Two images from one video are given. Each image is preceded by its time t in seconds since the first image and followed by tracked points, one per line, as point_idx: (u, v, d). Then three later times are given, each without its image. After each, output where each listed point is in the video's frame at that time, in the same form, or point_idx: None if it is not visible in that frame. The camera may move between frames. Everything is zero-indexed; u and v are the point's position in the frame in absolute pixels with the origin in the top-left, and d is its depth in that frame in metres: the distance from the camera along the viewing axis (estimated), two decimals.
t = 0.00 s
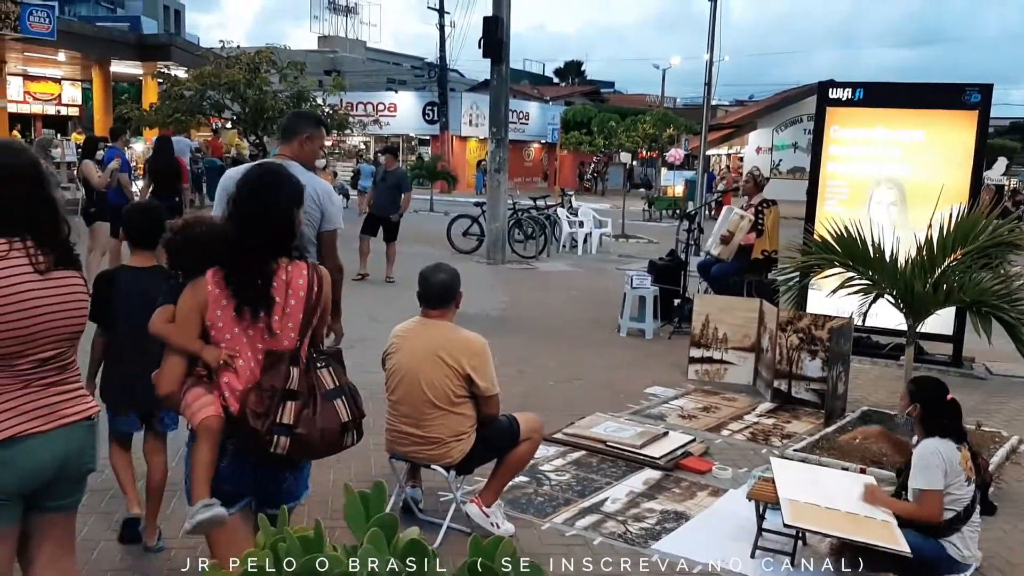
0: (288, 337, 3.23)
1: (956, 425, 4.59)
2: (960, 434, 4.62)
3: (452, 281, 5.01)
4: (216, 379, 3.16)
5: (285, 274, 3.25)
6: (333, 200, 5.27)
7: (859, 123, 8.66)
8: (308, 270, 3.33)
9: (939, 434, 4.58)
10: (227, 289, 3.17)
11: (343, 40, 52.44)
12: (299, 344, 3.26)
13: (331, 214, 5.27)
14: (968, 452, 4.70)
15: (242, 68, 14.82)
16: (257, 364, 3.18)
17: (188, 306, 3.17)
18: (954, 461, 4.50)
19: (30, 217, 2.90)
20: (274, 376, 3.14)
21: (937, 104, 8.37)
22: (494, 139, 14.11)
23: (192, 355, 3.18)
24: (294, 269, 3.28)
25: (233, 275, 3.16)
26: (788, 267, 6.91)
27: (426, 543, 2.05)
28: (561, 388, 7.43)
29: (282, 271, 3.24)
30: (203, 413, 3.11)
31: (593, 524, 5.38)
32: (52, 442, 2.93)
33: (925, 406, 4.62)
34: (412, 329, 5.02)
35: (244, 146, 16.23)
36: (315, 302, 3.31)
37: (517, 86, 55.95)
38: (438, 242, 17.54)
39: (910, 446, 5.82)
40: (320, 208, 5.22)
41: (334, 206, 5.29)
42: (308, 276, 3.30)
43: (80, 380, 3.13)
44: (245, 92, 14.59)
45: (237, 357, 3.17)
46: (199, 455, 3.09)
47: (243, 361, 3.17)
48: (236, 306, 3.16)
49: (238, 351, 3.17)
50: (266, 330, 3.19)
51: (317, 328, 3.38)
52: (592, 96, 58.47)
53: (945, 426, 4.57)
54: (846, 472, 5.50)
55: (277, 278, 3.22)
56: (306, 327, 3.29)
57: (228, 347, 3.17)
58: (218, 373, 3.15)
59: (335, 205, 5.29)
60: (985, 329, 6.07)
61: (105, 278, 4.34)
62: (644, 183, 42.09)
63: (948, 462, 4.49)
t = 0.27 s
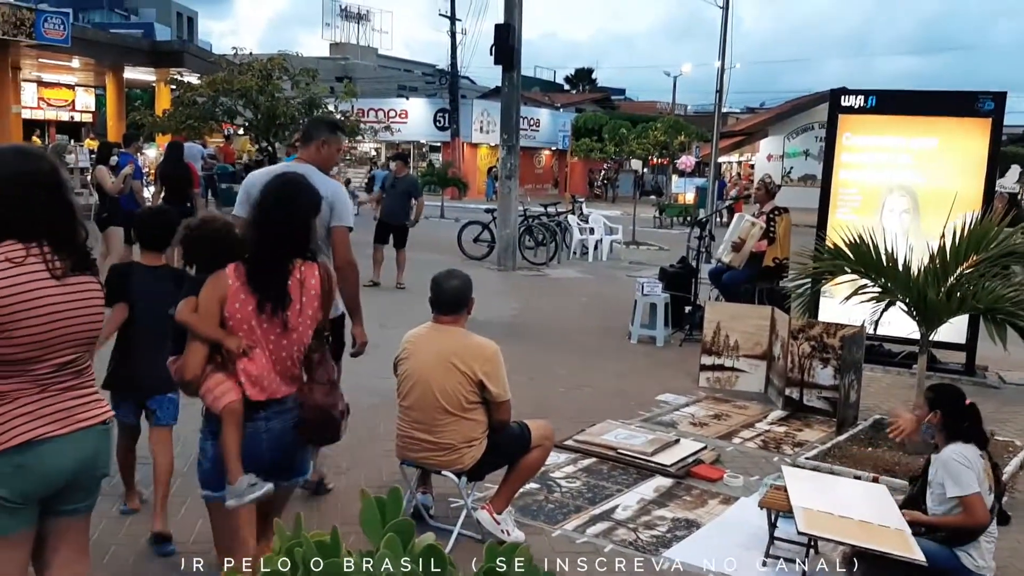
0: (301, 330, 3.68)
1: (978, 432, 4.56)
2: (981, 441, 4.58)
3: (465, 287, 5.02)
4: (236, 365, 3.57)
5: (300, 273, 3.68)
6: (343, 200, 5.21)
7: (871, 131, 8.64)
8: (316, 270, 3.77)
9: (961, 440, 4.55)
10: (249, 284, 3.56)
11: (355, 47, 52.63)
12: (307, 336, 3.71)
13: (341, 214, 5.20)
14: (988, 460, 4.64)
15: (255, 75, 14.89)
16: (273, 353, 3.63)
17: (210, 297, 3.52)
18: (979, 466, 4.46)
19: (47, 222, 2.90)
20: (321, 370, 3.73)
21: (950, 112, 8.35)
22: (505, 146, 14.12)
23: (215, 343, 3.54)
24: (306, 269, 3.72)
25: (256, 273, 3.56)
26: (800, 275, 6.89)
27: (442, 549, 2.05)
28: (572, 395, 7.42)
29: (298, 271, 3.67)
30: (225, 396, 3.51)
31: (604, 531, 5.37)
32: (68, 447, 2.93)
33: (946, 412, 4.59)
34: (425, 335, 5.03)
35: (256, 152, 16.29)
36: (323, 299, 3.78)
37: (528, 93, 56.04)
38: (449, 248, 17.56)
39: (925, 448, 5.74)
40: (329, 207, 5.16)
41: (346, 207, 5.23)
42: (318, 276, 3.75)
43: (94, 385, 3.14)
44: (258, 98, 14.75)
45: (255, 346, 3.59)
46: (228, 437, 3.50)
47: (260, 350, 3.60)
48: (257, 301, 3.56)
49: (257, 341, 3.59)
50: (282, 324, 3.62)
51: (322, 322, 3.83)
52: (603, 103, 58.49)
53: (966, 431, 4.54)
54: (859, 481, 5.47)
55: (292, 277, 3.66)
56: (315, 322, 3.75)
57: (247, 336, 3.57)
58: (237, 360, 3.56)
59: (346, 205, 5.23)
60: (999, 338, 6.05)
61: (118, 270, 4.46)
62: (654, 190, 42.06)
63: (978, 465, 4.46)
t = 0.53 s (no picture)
0: (309, 313, 3.84)
1: (1002, 439, 4.52)
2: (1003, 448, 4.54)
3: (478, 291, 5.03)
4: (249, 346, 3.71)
5: (308, 260, 3.83)
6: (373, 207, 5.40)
7: (884, 136, 8.62)
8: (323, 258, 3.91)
9: (982, 446, 4.50)
10: (261, 271, 3.68)
11: (368, 52, 52.84)
12: (315, 318, 3.88)
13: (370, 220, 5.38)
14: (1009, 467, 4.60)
15: (268, 81, 14.97)
16: (283, 335, 3.77)
17: (225, 282, 3.65)
18: (997, 472, 4.42)
19: (63, 228, 2.92)
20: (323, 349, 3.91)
21: (964, 116, 8.32)
22: (517, 151, 14.13)
23: (229, 324, 3.69)
24: (314, 256, 3.87)
25: (267, 260, 3.68)
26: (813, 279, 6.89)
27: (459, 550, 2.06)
28: (584, 400, 7.42)
29: (306, 258, 3.82)
30: (238, 376, 3.64)
31: (617, 536, 5.36)
32: (85, 451, 2.95)
33: (970, 417, 4.56)
34: (438, 339, 5.04)
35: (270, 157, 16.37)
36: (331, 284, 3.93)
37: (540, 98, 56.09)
38: (462, 252, 17.59)
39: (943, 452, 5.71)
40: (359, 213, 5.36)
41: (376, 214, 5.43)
42: (325, 262, 3.90)
43: (110, 389, 3.16)
44: (271, 103, 14.75)
45: (266, 328, 3.73)
46: (234, 414, 3.62)
47: (272, 332, 3.74)
48: (269, 286, 3.69)
49: (269, 324, 3.73)
50: (293, 308, 3.77)
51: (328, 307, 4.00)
52: (615, 107, 58.46)
53: (989, 438, 4.50)
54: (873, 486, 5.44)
55: (302, 264, 3.80)
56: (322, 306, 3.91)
57: (260, 320, 3.71)
58: (250, 341, 3.70)
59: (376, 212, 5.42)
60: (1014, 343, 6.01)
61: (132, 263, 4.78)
62: (665, 194, 42.00)
63: (996, 472, 4.41)
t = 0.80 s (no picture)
0: (308, 316, 3.95)
1: None
2: None
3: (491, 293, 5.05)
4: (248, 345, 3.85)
5: (307, 265, 3.96)
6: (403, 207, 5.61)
7: (897, 136, 8.60)
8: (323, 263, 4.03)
9: (999, 449, 4.42)
10: (260, 276, 3.85)
11: (379, 54, 53.01)
12: (314, 321, 3.98)
13: (400, 219, 5.60)
14: None
15: (281, 83, 15.05)
16: (282, 335, 3.88)
17: (227, 285, 3.83)
18: (1011, 476, 4.32)
19: (79, 231, 2.95)
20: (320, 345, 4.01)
21: (976, 117, 8.29)
22: (529, 153, 14.15)
23: (229, 326, 3.86)
24: (313, 262, 3.99)
25: (267, 265, 3.85)
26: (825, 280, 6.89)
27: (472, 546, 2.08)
28: (596, 401, 7.43)
29: (305, 263, 3.94)
30: (236, 372, 3.78)
31: (629, 537, 5.37)
32: (102, 452, 2.99)
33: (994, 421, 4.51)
34: (450, 340, 5.06)
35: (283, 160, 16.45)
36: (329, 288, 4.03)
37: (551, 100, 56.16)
38: (473, 254, 17.62)
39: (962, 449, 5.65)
40: (389, 212, 5.55)
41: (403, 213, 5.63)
42: (324, 267, 4.01)
43: (126, 390, 3.20)
44: (284, 106, 14.82)
45: (265, 329, 3.86)
46: (232, 407, 3.76)
47: (271, 333, 3.86)
48: (266, 289, 3.84)
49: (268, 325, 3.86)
50: (291, 311, 3.89)
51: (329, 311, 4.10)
52: (626, 108, 58.42)
53: (1011, 440, 4.45)
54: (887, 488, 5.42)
55: (299, 269, 3.92)
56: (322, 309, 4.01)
57: (260, 322, 3.86)
58: (249, 341, 3.84)
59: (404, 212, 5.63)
60: None
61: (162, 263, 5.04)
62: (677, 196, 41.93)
63: (1008, 475, 4.32)
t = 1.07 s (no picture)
0: (300, 300, 4.26)
1: None
2: None
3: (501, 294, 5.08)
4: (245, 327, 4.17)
5: (301, 253, 4.29)
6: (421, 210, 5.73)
7: (909, 138, 8.57)
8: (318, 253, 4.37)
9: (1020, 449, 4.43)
10: (256, 261, 4.22)
11: (391, 57, 53.16)
12: (307, 306, 4.30)
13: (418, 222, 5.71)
14: None
15: (293, 87, 15.13)
16: (276, 318, 4.20)
17: (226, 270, 4.21)
18: None
19: (92, 233, 2.99)
20: (309, 333, 4.21)
21: (989, 118, 8.26)
22: (540, 155, 14.17)
23: (228, 307, 4.20)
24: (307, 251, 4.33)
25: (263, 251, 4.21)
26: (836, 282, 6.88)
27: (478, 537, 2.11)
28: (606, 403, 7.45)
29: (300, 252, 4.28)
30: (233, 350, 4.09)
31: (639, 537, 5.38)
32: (115, 451, 3.02)
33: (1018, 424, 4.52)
34: (460, 340, 5.09)
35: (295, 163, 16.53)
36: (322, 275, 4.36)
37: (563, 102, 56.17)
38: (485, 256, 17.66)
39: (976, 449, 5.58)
40: (409, 215, 5.66)
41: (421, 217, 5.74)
42: (317, 257, 4.34)
43: (139, 389, 3.24)
44: (296, 109, 14.99)
45: (260, 311, 4.19)
46: (231, 382, 4.06)
47: (265, 315, 4.19)
48: (261, 275, 4.20)
49: (264, 308, 4.20)
50: (284, 296, 4.22)
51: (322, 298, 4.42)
52: (638, 111, 58.37)
53: None
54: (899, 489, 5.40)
55: (292, 257, 4.26)
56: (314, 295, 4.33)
57: (257, 304, 4.20)
58: (246, 322, 4.17)
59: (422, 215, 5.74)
60: None
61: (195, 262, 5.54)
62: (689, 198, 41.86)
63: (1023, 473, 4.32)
